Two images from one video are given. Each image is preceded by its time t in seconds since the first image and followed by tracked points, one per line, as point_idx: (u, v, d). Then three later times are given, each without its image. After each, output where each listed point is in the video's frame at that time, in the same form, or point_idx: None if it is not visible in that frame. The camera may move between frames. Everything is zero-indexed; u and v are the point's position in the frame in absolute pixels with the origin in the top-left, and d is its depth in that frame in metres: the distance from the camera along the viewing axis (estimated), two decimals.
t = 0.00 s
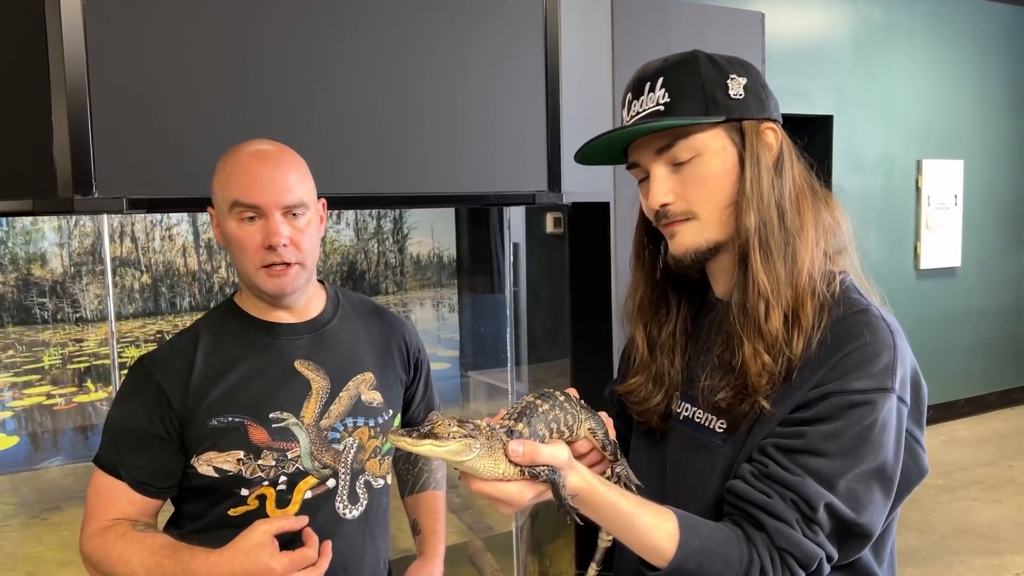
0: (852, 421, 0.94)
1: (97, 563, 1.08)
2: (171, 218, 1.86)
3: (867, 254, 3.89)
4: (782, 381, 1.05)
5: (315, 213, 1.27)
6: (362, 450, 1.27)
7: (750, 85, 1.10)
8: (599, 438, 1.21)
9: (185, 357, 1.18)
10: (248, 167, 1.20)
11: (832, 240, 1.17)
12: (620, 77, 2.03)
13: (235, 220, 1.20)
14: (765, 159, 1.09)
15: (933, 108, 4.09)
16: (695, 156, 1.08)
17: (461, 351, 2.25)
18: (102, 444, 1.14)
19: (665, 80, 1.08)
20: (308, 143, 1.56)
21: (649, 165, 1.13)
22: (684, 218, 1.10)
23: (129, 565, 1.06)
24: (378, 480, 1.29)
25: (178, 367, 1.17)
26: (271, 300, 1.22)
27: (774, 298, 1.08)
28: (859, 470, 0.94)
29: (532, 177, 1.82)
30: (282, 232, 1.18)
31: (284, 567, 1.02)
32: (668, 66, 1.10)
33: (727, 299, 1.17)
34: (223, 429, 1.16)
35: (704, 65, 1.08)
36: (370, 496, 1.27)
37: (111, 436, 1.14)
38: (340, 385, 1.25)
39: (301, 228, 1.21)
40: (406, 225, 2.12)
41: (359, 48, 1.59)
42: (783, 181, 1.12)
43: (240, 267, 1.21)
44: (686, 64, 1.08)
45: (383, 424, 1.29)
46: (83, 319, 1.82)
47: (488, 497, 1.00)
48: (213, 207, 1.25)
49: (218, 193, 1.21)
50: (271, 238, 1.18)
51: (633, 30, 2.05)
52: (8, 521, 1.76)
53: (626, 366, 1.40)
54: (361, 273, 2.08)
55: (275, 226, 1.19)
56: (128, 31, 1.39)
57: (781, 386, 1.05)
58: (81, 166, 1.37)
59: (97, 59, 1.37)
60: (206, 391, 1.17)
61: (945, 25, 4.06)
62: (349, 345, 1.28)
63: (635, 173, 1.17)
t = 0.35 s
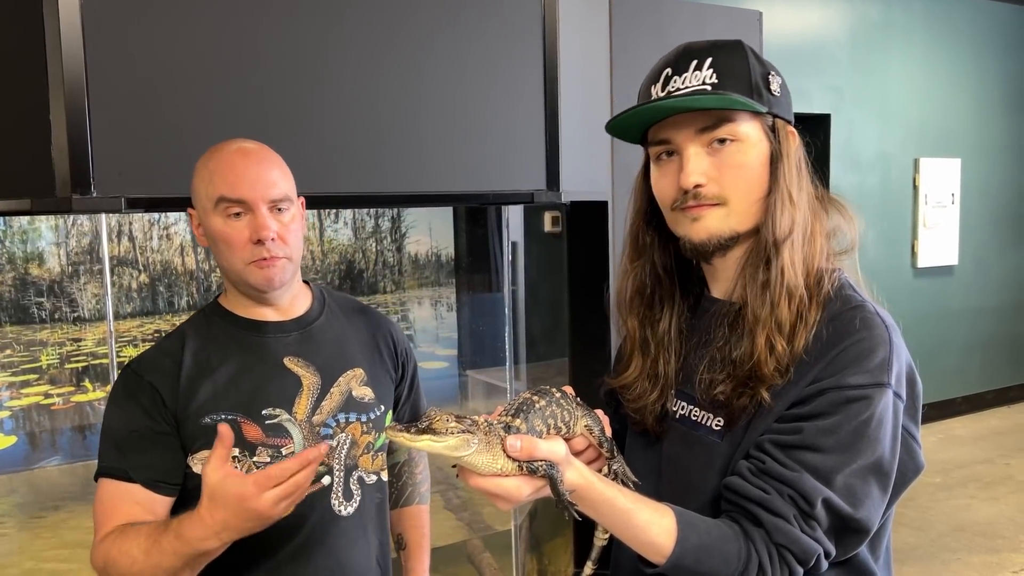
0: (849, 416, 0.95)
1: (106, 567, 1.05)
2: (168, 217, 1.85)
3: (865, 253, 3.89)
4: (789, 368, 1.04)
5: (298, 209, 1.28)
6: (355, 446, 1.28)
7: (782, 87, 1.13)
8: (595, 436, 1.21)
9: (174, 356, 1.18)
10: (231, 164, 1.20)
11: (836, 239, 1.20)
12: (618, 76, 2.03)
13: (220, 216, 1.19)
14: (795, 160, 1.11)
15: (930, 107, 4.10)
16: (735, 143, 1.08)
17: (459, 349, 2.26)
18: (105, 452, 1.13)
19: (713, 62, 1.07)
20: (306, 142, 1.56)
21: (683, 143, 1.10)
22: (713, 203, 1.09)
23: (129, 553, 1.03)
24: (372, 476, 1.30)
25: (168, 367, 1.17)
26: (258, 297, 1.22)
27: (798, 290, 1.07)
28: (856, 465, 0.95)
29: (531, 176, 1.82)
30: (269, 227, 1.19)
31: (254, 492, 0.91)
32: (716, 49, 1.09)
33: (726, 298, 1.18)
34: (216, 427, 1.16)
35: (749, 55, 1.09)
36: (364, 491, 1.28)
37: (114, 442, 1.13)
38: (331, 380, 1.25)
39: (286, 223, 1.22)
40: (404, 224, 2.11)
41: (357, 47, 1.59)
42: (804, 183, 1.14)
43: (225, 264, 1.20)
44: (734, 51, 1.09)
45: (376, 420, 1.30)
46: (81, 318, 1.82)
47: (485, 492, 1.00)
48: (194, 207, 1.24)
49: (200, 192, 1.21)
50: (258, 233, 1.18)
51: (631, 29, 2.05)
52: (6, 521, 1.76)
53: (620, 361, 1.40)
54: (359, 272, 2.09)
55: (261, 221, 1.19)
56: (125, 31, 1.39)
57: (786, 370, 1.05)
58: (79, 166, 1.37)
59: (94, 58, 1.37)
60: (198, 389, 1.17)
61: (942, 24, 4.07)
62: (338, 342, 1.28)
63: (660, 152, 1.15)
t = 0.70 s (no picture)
0: (844, 416, 0.95)
1: (124, 559, 1.01)
2: (164, 217, 1.85)
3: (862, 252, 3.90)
4: (784, 371, 1.04)
5: (296, 205, 1.29)
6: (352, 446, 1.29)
7: (789, 90, 1.14)
8: (590, 435, 1.22)
9: (178, 352, 1.17)
10: (234, 155, 1.22)
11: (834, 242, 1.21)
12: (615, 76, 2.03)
13: (218, 203, 1.20)
14: (797, 164, 1.12)
15: (926, 106, 4.11)
16: (739, 142, 1.08)
17: (456, 348, 2.27)
18: (110, 447, 1.09)
19: (724, 60, 1.07)
20: (302, 142, 1.55)
21: (687, 139, 1.10)
22: (713, 201, 1.09)
23: (168, 539, 1.01)
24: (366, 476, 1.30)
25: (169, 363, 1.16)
26: (252, 291, 1.22)
27: (799, 293, 1.08)
28: (851, 465, 0.95)
29: (528, 176, 1.82)
30: (267, 215, 1.20)
31: (331, 459, 0.99)
32: (727, 45, 1.09)
33: (724, 298, 1.18)
34: (217, 426, 1.16)
35: (759, 53, 1.09)
36: (360, 493, 1.28)
37: (119, 437, 1.09)
38: (327, 381, 1.26)
39: (284, 215, 1.23)
40: (400, 224, 2.11)
41: (353, 47, 1.59)
42: (806, 186, 1.14)
43: (220, 254, 1.21)
44: (744, 50, 1.08)
45: (370, 420, 1.31)
46: (76, 319, 1.82)
47: (481, 492, 1.00)
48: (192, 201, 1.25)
49: (200, 181, 1.22)
50: (256, 219, 1.19)
51: (627, 28, 2.05)
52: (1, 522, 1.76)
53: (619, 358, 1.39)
54: (356, 272, 2.09)
55: (260, 209, 1.20)
56: (120, 30, 1.39)
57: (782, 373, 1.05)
58: (73, 166, 1.36)
59: (89, 58, 1.37)
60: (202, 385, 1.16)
61: (938, 24, 4.08)
62: (333, 343, 1.29)
63: (663, 148, 1.15)
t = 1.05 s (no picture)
0: (840, 417, 0.95)
1: (123, 569, 1.02)
2: (160, 218, 1.85)
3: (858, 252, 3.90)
4: (782, 377, 1.04)
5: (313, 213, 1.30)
6: (351, 448, 1.29)
7: (778, 90, 1.11)
8: (587, 432, 1.22)
9: (179, 353, 1.16)
10: (268, 155, 1.23)
11: (832, 242, 1.20)
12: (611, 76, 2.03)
13: (242, 200, 1.20)
14: (787, 166, 1.10)
15: (922, 106, 4.11)
16: (721, 150, 1.07)
17: (453, 349, 2.27)
18: (103, 449, 1.08)
19: (704, 66, 1.06)
20: (298, 142, 1.55)
21: (668, 150, 1.10)
22: (696, 210, 1.09)
23: (169, 553, 1.02)
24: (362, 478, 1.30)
25: (170, 362, 1.14)
26: (260, 293, 1.22)
27: (792, 298, 1.07)
28: (847, 466, 0.95)
29: (524, 176, 1.82)
30: (289, 221, 1.20)
31: (336, 511, 1.04)
32: (708, 51, 1.08)
33: (719, 300, 1.18)
34: (219, 428, 1.15)
35: (742, 57, 1.07)
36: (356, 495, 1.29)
37: (113, 439, 1.08)
38: (328, 382, 1.26)
39: (305, 223, 1.24)
40: (397, 224, 2.11)
41: (349, 47, 1.59)
42: (796, 188, 1.13)
43: (234, 250, 1.21)
44: (726, 53, 1.07)
45: (367, 422, 1.31)
46: (72, 319, 1.81)
47: (481, 488, 1.00)
48: (214, 192, 1.25)
49: (227, 174, 1.22)
50: (279, 224, 1.19)
51: (624, 28, 2.05)
52: None
53: (617, 357, 1.39)
54: (352, 272, 2.09)
55: (283, 214, 1.20)
56: (116, 31, 1.38)
57: (779, 380, 1.04)
58: (69, 166, 1.36)
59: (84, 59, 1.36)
60: (205, 387, 1.15)
61: (934, 24, 4.09)
62: (332, 344, 1.29)
63: (647, 157, 1.15)
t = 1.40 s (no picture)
0: (833, 418, 0.95)
1: (107, 568, 1.02)
2: (156, 218, 1.85)
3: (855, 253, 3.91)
4: (774, 380, 1.04)
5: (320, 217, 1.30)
6: (347, 450, 1.29)
7: (771, 91, 1.11)
8: (578, 432, 1.22)
9: (179, 353, 1.15)
10: (280, 157, 1.23)
11: (825, 243, 1.21)
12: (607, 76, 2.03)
13: (252, 200, 1.21)
14: (779, 168, 1.10)
15: (919, 107, 4.12)
16: (714, 155, 1.07)
17: (450, 349, 2.27)
18: (95, 447, 1.07)
19: (695, 70, 1.07)
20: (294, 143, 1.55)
21: (661, 154, 1.11)
22: (689, 213, 1.09)
23: (155, 556, 1.02)
24: (357, 481, 1.31)
25: (170, 362, 1.14)
26: (262, 293, 1.22)
27: (785, 303, 1.07)
28: (839, 467, 0.95)
29: (521, 177, 1.82)
30: (297, 224, 1.20)
31: (318, 538, 1.02)
32: (701, 54, 1.08)
33: (713, 301, 1.18)
34: (217, 428, 1.15)
35: (733, 60, 1.07)
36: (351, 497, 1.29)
37: (107, 438, 1.08)
38: (325, 384, 1.26)
39: (312, 227, 1.24)
40: (393, 225, 2.12)
41: (345, 48, 1.59)
42: (789, 190, 1.13)
43: (240, 249, 1.20)
44: (719, 57, 1.07)
45: (365, 425, 1.31)
46: (68, 320, 1.81)
47: (474, 489, 1.00)
48: (222, 189, 1.25)
49: (238, 173, 1.22)
50: (286, 225, 1.19)
51: (621, 29, 2.05)
52: None
53: (613, 355, 1.39)
54: (349, 273, 2.09)
55: (292, 216, 1.20)
56: (113, 32, 1.38)
57: (771, 382, 1.05)
58: (65, 167, 1.36)
59: (80, 59, 1.36)
60: (205, 388, 1.15)
61: (930, 25, 4.10)
62: (330, 346, 1.29)
63: (640, 161, 1.15)
